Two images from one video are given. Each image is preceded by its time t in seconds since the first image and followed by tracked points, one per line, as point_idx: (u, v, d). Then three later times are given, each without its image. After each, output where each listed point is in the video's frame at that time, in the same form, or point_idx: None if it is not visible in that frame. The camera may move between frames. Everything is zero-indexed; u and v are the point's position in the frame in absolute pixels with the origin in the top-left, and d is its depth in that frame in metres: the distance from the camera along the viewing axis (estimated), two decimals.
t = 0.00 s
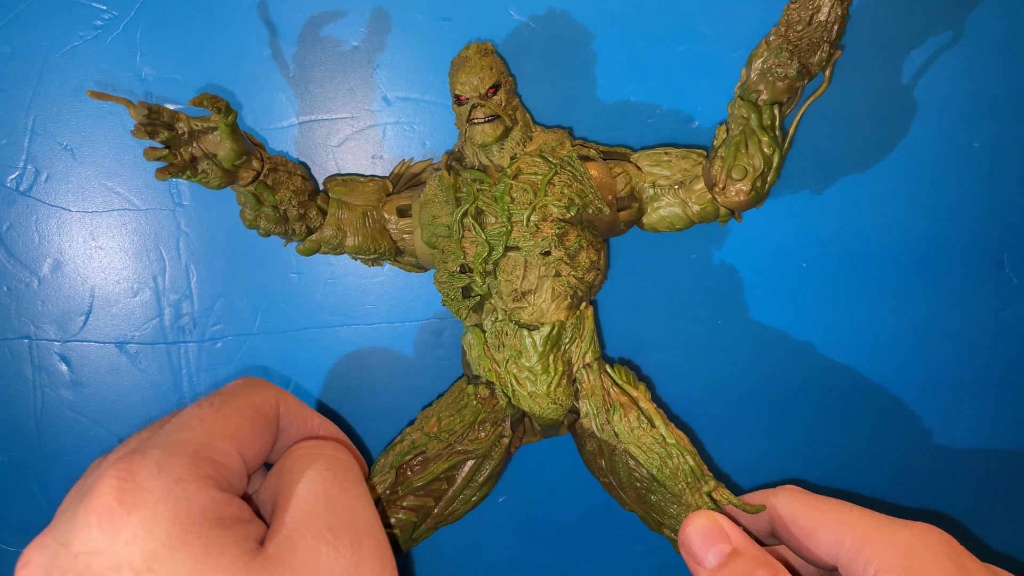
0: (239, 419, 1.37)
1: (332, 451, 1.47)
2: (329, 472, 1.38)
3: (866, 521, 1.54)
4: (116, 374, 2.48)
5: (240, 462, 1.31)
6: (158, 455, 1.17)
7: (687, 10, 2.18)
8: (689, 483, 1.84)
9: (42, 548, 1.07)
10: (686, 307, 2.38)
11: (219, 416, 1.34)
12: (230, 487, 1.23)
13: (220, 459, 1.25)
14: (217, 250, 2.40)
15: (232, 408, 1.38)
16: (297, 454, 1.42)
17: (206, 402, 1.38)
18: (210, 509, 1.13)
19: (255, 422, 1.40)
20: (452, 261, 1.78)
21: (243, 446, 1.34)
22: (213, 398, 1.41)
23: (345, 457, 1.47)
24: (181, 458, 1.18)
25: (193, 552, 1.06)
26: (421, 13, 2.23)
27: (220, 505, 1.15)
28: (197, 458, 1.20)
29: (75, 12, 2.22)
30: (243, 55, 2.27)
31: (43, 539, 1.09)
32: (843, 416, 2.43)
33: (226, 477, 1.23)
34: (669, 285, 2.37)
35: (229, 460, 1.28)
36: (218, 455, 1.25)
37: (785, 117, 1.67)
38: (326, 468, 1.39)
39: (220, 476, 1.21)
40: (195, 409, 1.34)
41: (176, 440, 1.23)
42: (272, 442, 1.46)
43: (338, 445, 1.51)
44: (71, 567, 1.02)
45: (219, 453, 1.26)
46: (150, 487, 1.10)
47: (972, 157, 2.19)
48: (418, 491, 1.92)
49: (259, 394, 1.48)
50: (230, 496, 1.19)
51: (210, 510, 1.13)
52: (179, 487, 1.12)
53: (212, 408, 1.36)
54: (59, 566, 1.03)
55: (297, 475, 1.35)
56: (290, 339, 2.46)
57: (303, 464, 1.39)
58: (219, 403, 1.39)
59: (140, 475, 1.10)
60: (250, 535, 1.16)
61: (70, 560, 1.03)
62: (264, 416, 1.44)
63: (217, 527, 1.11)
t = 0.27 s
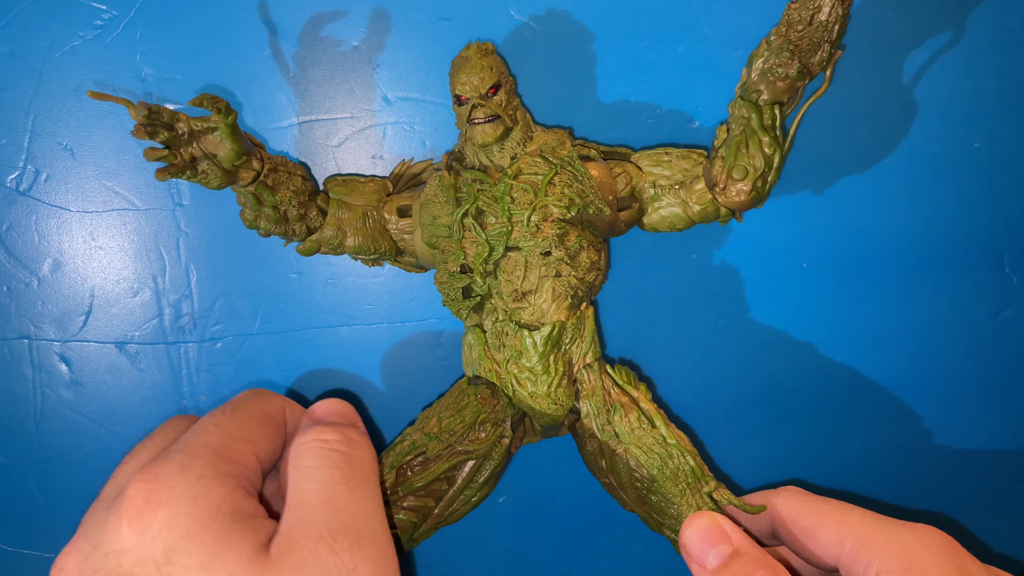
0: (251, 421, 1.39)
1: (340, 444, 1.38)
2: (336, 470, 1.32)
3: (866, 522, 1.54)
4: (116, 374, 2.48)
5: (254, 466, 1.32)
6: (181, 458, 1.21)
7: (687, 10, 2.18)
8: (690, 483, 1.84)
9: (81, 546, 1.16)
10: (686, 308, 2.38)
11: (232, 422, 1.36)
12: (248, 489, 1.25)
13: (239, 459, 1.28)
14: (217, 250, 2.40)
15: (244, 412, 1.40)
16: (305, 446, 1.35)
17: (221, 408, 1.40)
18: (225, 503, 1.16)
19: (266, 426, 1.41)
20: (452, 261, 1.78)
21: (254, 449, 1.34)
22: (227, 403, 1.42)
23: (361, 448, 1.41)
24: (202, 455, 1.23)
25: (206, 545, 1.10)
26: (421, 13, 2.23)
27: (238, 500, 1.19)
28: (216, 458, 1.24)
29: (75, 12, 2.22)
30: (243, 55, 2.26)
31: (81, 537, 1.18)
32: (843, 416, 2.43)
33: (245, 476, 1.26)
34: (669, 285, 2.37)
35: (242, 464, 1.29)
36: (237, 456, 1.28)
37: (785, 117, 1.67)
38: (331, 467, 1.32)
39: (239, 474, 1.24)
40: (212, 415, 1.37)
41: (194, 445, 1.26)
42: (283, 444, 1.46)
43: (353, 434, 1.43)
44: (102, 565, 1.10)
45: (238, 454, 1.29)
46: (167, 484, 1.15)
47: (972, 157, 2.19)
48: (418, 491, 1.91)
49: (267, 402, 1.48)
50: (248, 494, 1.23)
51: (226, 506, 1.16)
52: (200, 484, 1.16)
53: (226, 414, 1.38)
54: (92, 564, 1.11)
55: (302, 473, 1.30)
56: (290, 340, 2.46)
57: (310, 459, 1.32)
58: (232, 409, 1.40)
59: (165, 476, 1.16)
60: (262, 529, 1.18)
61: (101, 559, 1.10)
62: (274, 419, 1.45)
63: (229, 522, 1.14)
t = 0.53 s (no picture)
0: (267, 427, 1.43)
1: (362, 456, 1.41)
2: (356, 480, 1.35)
3: (871, 521, 1.55)
4: (116, 374, 2.48)
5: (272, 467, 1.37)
6: (198, 460, 1.24)
7: (687, 10, 2.18)
8: (690, 483, 1.84)
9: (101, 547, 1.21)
10: (686, 307, 2.38)
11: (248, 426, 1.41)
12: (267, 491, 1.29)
13: (255, 463, 1.32)
14: (217, 250, 2.40)
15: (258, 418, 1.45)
16: (329, 456, 1.38)
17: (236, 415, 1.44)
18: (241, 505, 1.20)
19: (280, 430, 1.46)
20: (452, 261, 1.78)
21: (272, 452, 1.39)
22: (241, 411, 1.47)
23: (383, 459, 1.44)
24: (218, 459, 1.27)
25: (221, 543, 1.13)
26: (421, 13, 2.23)
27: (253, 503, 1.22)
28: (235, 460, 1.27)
29: (75, 12, 2.22)
30: (243, 55, 2.26)
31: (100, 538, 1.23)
32: (843, 416, 2.43)
33: (261, 479, 1.30)
34: (669, 285, 2.37)
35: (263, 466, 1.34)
36: (252, 460, 1.32)
37: (785, 117, 1.67)
38: (353, 477, 1.35)
39: (254, 478, 1.28)
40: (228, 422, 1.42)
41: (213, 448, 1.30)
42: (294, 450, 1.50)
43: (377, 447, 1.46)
44: (120, 563, 1.14)
45: (253, 457, 1.33)
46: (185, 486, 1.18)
47: (972, 157, 2.19)
48: (418, 491, 1.91)
49: (281, 407, 1.53)
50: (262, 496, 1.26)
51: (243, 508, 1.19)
52: (218, 486, 1.20)
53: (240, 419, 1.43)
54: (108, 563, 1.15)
55: (325, 482, 1.33)
56: (290, 340, 2.46)
57: (332, 468, 1.36)
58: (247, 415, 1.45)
59: (183, 478, 1.19)
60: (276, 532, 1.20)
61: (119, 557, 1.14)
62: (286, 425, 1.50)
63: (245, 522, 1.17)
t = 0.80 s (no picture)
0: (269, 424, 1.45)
1: (374, 463, 1.51)
2: (369, 485, 1.43)
3: (876, 519, 1.56)
4: (116, 374, 2.48)
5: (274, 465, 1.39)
6: (201, 457, 1.24)
7: (687, 9, 2.18)
8: (690, 483, 1.84)
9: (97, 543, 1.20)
10: (686, 307, 2.38)
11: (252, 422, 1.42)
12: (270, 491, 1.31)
13: (256, 463, 1.32)
14: (217, 250, 2.40)
15: (263, 413, 1.47)
16: (343, 462, 1.47)
17: (241, 408, 1.46)
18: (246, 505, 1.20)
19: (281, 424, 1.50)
20: (452, 261, 1.78)
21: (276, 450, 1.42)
22: (245, 403, 1.50)
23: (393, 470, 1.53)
24: (219, 457, 1.26)
25: (228, 545, 1.13)
26: (421, 13, 2.23)
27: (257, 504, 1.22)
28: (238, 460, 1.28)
29: (75, 12, 2.22)
30: (243, 55, 2.26)
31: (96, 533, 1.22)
32: (843, 416, 2.43)
33: (264, 478, 1.31)
34: (669, 285, 2.37)
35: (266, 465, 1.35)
36: (256, 459, 1.33)
37: (785, 117, 1.67)
38: (366, 481, 1.44)
39: (257, 477, 1.29)
40: (229, 416, 1.43)
41: (218, 447, 1.30)
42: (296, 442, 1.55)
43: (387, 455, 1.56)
44: (120, 561, 1.12)
45: (254, 457, 1.34)
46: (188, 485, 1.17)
47: (972, 157, 2.19)
48: (418, 491, 1.91)
49: (282, 401, 1.56)
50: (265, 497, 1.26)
51: (248, 510, 1.19)
52: (222, 486, 1.20)
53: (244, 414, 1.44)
54: (107, 562, 1.14)
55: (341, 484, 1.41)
56: (290, 339, 2.46)
57: (347, 472, 1.44)
58: (250, 409, 1.47)
59: (185, 476, 1.19)
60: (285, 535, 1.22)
61: (118, 555, 1.13)
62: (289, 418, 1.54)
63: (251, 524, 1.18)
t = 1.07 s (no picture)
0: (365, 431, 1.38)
1: (452, 478, 1.36)
2: (444, 504, 1.29)
3: (877, 519, 1.56)
4: (116, 374, 2.48)
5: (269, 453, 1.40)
6: (281, 461, 1.21)
7: (687, 9, 2.18)
8: (690, 482, 1.84)
9: (155, 523, 1.16)
10: (686, 307, 2.38)
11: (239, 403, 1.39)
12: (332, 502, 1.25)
13: (335, 477, 1.27)
14: (217, 250, 2.40)
15: (236, 390, 1.41)
16: (418, 474, 1.34)
17: (217, 383, 1.40)
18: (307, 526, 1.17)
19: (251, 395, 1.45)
20: (452, 261, 1.78)
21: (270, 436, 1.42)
22: (214, 375, 1.42)
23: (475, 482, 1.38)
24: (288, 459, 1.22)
25: (286, 567, 1.10)
26: (421, 13, 2.23)
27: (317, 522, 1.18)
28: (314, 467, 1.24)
29: (75, 12, 2.22)
30: (243, 55, 2.27)
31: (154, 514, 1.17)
32: (842, 416, 2.43)
33: (337, 493, 1.27)
34: (669, 285, 2.37)
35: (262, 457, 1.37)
36: (334, 472, 1.28)
37: (785, 117, 1.67)
38: (441, 501, 1.29)
39: (330, 494, 1.25)
40: (323, 411, 1.35)
41: (226, 439, 1.31)
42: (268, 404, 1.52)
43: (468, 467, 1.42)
44: (176, 546, 1.08)
45: (335, 470, 1.28)
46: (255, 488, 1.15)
47: (972, 157, 2.19)
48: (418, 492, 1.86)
49: (385, 399, 1.46)
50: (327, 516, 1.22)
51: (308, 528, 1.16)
52: (292, 501, 1.17)
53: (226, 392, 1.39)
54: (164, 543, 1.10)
55: (410, 501, 1.28)
56: (290, 339, 2.47)
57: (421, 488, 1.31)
58: (221, 381, 1.41)
59: (257, 479, 1.16)
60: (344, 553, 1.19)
61: (177, 539, 1.09)
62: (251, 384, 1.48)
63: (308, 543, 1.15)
